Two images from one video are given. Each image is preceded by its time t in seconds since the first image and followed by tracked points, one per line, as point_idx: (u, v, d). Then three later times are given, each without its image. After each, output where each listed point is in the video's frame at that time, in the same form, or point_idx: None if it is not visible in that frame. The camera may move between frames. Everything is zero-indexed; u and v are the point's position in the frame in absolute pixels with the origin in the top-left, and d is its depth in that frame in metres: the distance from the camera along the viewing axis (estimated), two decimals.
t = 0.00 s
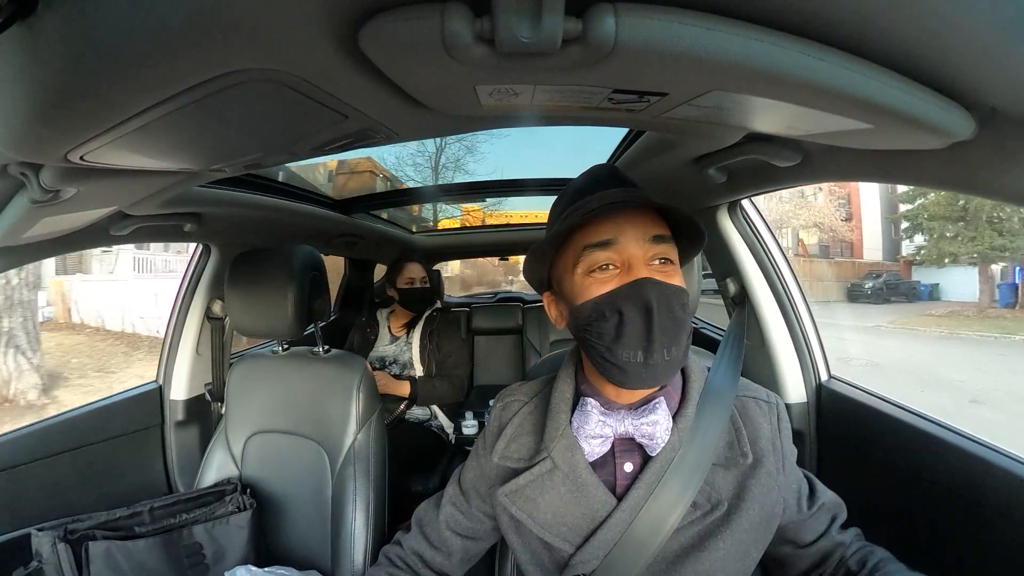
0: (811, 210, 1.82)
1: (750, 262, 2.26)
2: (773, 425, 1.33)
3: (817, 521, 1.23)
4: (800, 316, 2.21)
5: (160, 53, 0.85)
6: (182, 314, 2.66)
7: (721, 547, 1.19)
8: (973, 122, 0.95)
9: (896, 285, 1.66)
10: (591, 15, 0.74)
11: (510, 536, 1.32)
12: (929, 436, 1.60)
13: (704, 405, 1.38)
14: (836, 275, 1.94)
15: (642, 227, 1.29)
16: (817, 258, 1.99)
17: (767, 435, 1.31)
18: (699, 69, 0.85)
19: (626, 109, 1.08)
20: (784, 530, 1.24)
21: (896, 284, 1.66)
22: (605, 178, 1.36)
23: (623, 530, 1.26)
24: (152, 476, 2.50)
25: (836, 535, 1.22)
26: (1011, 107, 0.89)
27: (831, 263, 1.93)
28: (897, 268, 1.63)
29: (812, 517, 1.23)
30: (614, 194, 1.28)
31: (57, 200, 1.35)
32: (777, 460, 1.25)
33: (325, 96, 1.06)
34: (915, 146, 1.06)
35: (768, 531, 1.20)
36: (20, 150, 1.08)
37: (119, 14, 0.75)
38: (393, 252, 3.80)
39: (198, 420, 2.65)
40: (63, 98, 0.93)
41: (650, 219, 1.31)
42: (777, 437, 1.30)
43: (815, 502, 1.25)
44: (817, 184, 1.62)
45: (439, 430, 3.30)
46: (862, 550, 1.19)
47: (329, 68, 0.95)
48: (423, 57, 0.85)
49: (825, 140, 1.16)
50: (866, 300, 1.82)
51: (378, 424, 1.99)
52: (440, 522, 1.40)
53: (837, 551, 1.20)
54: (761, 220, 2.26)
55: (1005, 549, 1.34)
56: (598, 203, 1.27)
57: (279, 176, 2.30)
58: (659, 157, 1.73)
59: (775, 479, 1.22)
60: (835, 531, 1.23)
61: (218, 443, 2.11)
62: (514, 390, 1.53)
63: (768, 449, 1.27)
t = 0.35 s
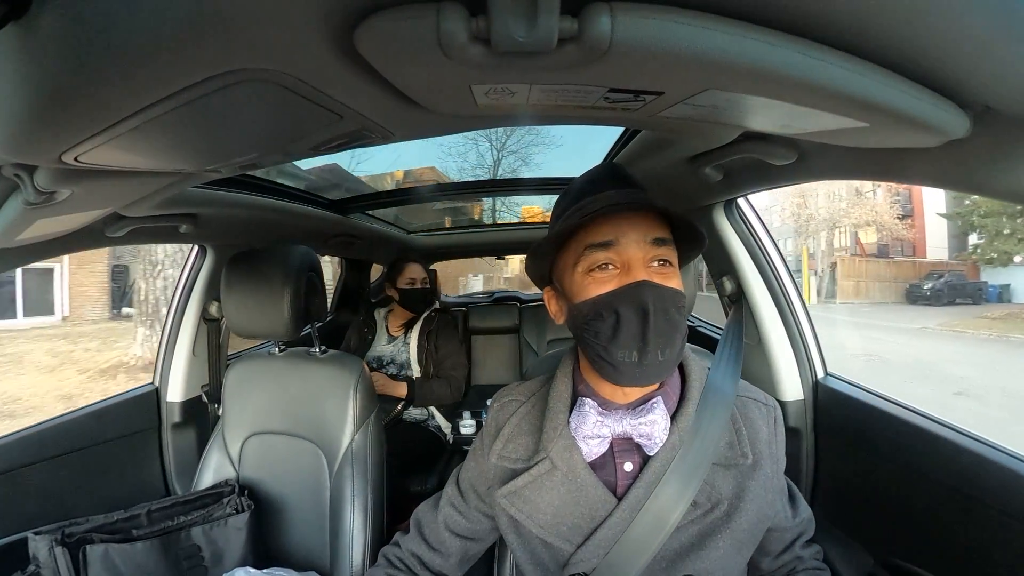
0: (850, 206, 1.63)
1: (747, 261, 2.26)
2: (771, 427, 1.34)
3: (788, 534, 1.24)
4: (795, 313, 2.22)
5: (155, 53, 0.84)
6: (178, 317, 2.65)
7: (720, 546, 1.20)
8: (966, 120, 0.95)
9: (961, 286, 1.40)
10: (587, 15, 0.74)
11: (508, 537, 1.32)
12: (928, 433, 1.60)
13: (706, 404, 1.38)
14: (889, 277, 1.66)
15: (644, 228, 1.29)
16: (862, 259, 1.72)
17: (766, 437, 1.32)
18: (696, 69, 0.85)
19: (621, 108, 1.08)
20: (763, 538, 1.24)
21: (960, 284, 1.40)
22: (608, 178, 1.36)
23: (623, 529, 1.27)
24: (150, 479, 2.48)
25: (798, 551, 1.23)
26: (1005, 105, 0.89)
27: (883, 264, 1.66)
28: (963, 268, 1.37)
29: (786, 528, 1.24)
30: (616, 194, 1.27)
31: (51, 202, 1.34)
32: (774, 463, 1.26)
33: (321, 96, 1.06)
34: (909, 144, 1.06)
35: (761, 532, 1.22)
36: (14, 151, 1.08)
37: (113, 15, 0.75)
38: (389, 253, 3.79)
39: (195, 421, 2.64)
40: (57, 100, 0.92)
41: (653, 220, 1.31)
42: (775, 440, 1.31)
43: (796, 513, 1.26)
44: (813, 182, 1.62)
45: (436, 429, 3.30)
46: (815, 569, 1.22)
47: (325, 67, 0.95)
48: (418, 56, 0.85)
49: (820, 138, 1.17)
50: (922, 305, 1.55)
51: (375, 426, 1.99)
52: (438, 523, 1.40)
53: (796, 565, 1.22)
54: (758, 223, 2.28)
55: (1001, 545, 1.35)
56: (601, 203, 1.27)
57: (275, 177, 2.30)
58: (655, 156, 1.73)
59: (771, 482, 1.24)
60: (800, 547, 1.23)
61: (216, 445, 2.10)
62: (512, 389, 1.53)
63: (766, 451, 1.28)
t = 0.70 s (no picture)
0: (916, 199, 1.36)
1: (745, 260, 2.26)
2: (772, 424, 1.33)
3: (790, 534, 1.22)
4: (794, 312, 2.23)
5: (152, 57, 0.84)
6: (177, 322, 2.64)
7: (721, 547, 1.21)
8: (962, 116, 0.95)
9: None
10: (583, 16, 0.75)
11: (507, 540, 1.31)
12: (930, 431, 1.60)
13: (707, 403, 1.38)
14: (963, 277, 1.39)
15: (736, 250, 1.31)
16: (930, 258, 1.46)
17: (767, 433, 1.31)
18: (692, 68, 0.85)
19: (618, 108, 1.08)
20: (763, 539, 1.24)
21: None
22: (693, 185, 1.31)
23: (624, 529, 1.27)
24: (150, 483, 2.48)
25: (806, 556, 1.17)
26: (1000, 101, 0.90)
27: (959, 262, 1.39)
28: None
29: (787, 528, 1.22)
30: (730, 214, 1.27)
31: (49, 206, 1.34)
32: (774, 460, 1.26)
33: (317, 99, 1.06)
34: (905, 141, 1.07)
35: (760, 531, 1.22)
36: (10, 156, 1.08)
37: (111, 21, 0.75)
38: (387, 255, 3.79)
39: (195, 426, 2.63)
40: (53, 104, 0.92)
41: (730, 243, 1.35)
42: (776, 436, 1.30)
43: (801, 512, 1.23)
44: (810, 181, 1.62)
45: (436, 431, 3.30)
46: None
47: (322, 70, 0.95)
48: (415, 57, 0.85)
49: (817, 137, 1.17)
50: (1001, 311, 1.31)
51: (374, 429, 1.99)
52: (438, 525, 1.40)
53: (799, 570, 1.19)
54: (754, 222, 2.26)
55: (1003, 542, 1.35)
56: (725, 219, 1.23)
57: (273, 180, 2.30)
58: (652, 157, 1.74)
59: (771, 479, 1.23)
60: (808, 551, 1.18)
61: (216, 446, 2.12)
62: (511, 390, 1.53)
63: (766, 448, 1.28)
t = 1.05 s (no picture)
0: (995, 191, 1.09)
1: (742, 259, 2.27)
2: (771, 423, 1.32)
3: (784, 543, 1.21)
4: (791, 310, 2.23)
5: (148, 58, 0.84)
6: (173, 324, 2.63)
7: (718, 549, 1.21)
8: (957, 114, 0.96)
9: None
10: (579, 16, 0.75)
11: (507, 540, 1.31)
12: (929, 429, 1.60)
13: (703, 403, 1.38)
14: None
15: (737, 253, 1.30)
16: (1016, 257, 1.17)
17: (766, 431, 1.30)
18: (688, 69, 0.85)
19: (614, 108, 1.08)
20: (758, 543, 1.24)
21: None
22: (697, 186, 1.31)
23: (621, 531, 1.27)
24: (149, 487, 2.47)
25: (794, 569, 1.17)
26: (995, 100, 0.90)
27: None
28: None
29: (781, 533, 1.22)
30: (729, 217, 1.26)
31: (44, 208, 1.33)
32: (772, 460, 1.26)
33: (314, 100, 1.06)
34: (900, 139, 1.07)
35: (757, 532, 1.22)
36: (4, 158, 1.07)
37: (105, 22, 0.75)
38: (384, 256, 3.79)
39: (192, 428, 2.62)
40: (49, 105, 0.92)
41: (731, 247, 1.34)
42: (775, 435, 1.30)
43: (796, 518, 1.22)
44: (807, 180, 1.63)
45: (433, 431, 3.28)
46: None
47: (319, 71, 0.95)
48: (412, 57, 0.85)
49: (812, 136, 1.18)
50: None
51: (371, 430, 1.98)
52: (437, 526, 1.40)
53: None
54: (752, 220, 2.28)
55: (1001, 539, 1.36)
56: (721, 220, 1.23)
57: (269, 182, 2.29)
58: (649, 157, 1.75)
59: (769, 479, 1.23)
60: (797, 566, 1.18)
61: (213, 447, 2.12)
62: (509, 390, 1.53)
63: (766, 446, 1.27)
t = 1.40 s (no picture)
0: None
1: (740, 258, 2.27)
2: (771, 423, 1.32)
3: (777, 547, 1.22)
4: (790, 310, 2.24)
5: (146, 60, 0.84)
6: (172, 325, 2.63)
7: (716, 549, 1.21)
8: (952, 113, 0.97)
9: None
10: (576, 17, 0.75)
11: (506, 540, 1.31)
12: (928, 427, 1.60)
13: (703, 402, 1.38)
14: None
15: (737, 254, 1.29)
16: None
17: (764, 432, 1.30)
18: (686, 68, 0.86)
19: (613, 108, 1.08)
20: (752, 545, 1.24)
21: None
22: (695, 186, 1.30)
23: (620, 530, 1.26)
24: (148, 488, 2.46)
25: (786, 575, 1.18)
26: (990, 98, 0.91)
27: None
28: None
29: (777, 535, 1.22)
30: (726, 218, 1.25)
31: (40, 209, 1.32)
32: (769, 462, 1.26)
33: (311, 101, 1.06)
34: (897, 138, 1.08)
35: (754, 532, 1.22)
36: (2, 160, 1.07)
37: (103, 24, 0.75)
38: (382, 257, 3.79)
39: (190, 430, 2.61)
40: (44, 106, 0.91)
41: (731, 246, 1.33)
42: (773, 436, 1.30)
43: (791, 521, 1.23)
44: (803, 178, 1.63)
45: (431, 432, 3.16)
46: None
47: (317, 72, 0.95)
48: (409, 58, 0.85)
49: (810, 135, 1.18)
50: None
51: (369, 432, 1.98)
52: (436, 527, 1.39)
53: None
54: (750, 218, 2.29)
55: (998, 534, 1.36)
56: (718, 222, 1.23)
57: (266, 183, 2.29)
58: (646, 157, 1.75)
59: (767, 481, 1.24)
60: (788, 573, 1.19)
61: (210, 449, 2.12)
62: (507, 390, 1.53)
63: (764, 448, 1.28)
